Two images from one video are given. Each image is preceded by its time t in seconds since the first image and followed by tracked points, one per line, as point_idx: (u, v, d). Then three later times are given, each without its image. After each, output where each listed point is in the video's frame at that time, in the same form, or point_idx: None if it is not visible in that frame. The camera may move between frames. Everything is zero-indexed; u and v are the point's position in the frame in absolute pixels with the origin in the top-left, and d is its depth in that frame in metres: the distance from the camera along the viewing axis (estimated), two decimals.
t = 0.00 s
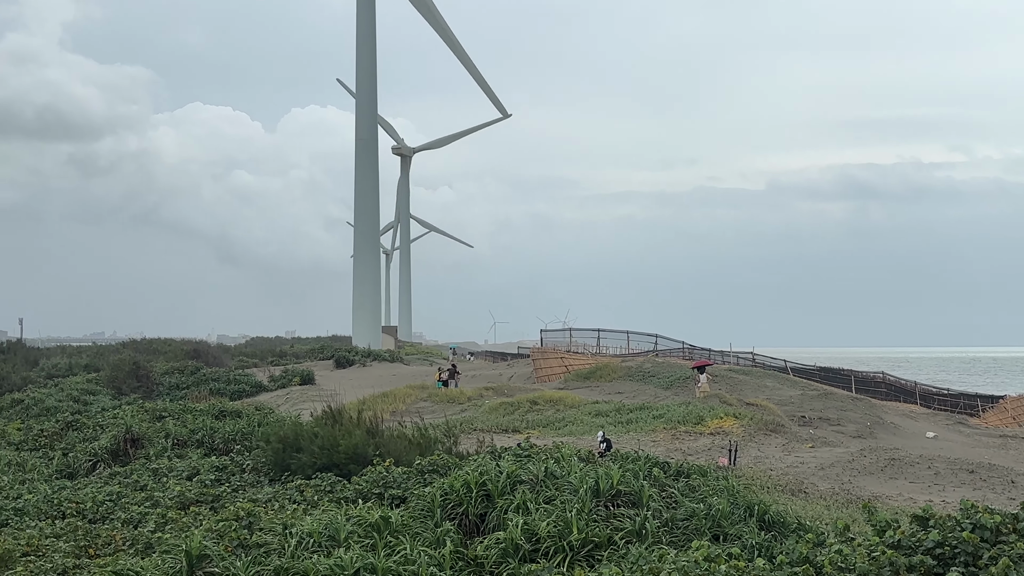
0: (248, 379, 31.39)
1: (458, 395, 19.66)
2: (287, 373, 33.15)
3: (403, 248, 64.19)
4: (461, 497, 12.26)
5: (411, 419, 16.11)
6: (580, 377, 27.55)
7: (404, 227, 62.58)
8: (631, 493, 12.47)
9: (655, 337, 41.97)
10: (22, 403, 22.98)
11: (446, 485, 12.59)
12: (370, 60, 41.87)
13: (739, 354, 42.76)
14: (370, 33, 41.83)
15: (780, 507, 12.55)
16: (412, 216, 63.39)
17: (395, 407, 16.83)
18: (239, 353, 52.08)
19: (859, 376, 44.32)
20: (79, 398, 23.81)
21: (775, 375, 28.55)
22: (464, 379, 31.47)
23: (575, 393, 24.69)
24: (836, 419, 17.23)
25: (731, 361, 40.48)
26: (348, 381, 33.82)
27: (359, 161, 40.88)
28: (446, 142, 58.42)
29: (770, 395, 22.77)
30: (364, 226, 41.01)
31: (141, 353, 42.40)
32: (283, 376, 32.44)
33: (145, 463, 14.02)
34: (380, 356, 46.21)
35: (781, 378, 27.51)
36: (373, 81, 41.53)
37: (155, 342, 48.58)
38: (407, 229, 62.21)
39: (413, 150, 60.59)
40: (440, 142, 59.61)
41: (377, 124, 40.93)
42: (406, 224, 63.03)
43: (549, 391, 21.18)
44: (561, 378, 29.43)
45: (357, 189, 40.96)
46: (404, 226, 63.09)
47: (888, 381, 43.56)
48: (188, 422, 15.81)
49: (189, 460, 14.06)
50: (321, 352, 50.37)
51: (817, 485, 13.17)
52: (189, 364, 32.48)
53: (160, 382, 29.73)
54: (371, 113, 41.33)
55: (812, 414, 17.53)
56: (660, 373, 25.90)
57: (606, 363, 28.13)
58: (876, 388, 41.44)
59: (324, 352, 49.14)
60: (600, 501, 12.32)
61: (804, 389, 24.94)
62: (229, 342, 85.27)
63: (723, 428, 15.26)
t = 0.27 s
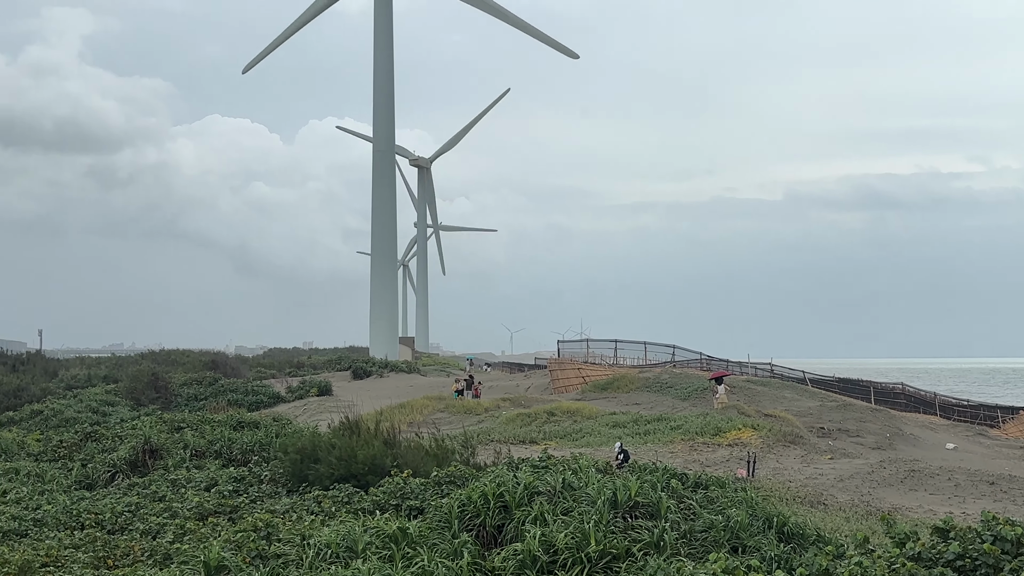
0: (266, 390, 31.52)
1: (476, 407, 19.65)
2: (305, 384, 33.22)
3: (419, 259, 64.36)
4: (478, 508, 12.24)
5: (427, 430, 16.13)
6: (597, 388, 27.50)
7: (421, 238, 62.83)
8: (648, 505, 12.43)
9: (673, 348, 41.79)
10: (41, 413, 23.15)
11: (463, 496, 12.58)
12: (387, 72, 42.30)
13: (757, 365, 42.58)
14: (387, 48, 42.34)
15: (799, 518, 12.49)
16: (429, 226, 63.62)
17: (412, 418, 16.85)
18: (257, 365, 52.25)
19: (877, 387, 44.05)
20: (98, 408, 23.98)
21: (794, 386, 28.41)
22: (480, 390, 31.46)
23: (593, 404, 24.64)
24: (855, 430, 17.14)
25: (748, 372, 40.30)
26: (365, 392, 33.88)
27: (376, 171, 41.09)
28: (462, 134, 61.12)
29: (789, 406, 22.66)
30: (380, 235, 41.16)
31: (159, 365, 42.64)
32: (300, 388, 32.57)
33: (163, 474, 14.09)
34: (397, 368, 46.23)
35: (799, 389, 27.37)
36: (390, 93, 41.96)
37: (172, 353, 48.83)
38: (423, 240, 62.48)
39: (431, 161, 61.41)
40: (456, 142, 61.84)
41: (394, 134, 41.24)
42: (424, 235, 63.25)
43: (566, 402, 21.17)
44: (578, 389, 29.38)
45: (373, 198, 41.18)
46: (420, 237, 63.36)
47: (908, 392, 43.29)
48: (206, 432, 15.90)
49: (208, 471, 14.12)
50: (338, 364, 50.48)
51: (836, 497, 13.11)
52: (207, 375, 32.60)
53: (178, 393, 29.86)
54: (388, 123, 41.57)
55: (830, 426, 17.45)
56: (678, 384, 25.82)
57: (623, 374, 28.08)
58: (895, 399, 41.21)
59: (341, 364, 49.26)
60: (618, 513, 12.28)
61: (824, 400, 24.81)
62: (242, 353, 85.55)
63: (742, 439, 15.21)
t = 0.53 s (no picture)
0: (283, 403, 31.60)
1: (492, 419, 19.65)
2: (321, 397, 33.47)
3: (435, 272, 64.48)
4: (495, 521, 12.19)
5: (444, 443, 16.16)
6: (614, 401, 27.46)
7: (439, 252, 63.11)
8: (666, 518, 12.37)
9: (690, 360, 41.65)
10: (60, 426, 23.28)
11: (479, 509, 12.56)
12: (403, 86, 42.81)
13: (775, 378, 42.43)
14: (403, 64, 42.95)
15: (817, 532, 12.42)
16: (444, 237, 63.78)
17: (426, 430, 16.86)
18: (274, 378, 52.33)
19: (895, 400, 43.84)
20: (116, 421, 24.11)
21: (811, 399, 28.29)
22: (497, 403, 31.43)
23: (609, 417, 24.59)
24: (873, 443, 17.07)
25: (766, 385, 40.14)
26: (381, 405, 33.92)
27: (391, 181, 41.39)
28: (471, 130, 65.70)
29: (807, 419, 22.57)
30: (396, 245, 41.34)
31: (177, 378, 42.78)
32: (317, 401, 32.66)
33: (181, 486, 14.13)
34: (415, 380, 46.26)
35: (817, 402, 27.25)
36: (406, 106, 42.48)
37: (189, 366, 49.00)
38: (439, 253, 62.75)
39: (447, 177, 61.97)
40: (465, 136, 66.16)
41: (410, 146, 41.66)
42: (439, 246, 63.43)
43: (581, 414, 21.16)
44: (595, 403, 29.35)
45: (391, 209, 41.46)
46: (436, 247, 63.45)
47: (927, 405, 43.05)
48: (223, 445, 15.97)
49: (225, 484, 14.17)
50: (354, 377, 50.53)
51: (854, 511, 13.05)
52: (224, 388, 32.69)
53: (195, 406, 29.95)
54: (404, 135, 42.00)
55: (848, 438, 17.39)
56: (695, 397, 25.74)
57: (640, 387, 28.05)
58: (914, 412, 41.01)
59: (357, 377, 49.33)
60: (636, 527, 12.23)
61: (842, 413, 24.69)
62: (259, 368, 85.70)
63: (759, 452, 15.18)
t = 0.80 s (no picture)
0: (304, 422, 31.66)
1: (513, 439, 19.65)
2: (341, 417, 33.45)
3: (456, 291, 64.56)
4: (514, 541, 12.10)
5: (463, 462, 16.17)
6: (634, 421, 27.40)
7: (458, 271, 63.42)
8: (687, 539, 12.27)
9: (710, 381, 41.57)
10: (82, 446, 23.39)
11: (499, 529, 12.50)
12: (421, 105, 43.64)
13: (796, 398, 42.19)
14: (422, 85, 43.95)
15: (840, 553, 12.29)
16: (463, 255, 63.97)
17: (447, 451, 16.89)
18: (295, 398, 52.39)
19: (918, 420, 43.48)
20: (138, 441, 24.23)
21: (833, 419, 28.14)
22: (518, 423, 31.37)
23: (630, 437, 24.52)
24: (896, 464, 16.98)
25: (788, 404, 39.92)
26: (401, 424, 33.93)
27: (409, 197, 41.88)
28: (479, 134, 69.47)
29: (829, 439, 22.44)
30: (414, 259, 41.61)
31: (198, 397, 42.93)
32: (337, 420, 32.75)
33: (201, 505, 14.19)
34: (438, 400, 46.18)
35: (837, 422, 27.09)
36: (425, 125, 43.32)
37: (210, 386, 49.17)
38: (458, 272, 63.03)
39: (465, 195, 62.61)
40: (474, 140, 70.24)
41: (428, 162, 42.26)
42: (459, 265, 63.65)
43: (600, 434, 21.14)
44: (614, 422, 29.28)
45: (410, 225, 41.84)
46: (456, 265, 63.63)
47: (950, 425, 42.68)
48: (244, 465, 16.05)
49: (245, 503, 14.22)
50: (374, 396, 50.57)
51: (876, 532, 12.95)
52: (245, 408, 32.76)
53: (216, 425, 30.05)
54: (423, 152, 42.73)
55: (869, 459, 17.31)
56: (715, 416, 25.65)
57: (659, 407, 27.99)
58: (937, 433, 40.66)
59: (377, 397, 49.35)
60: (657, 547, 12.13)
61: (865, 433, 24.54)
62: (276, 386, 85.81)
63: (780, 472, 15.13)
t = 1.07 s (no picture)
0: (320, 442, 31.71)
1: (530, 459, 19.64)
2: (357, 438, 33.55)
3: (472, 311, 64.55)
4: (529, 562, 11.92)
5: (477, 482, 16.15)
6: (650, 441, 27.35)
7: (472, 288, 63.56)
8: (705, 561, 12.07)
9: (726, 402, 41.53)
10: (99, 465, 23.47)
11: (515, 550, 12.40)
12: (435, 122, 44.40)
13: (813, 418, 41.96)
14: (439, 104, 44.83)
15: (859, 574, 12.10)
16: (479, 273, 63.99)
17: (463, 471, 16.91)
18: (311, 417, 52.44)
19: (937, 441, 43.12)
20: (155, 460, 24.31)
21: (850, 440, 27.98)
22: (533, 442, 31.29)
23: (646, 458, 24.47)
24: (914, 484, 16.89)
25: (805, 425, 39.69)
26: (417, 443, 33.97)
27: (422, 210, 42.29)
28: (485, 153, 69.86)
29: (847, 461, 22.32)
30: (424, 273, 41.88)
31: (215, 417, 43.02)
32: (354, 440, 32.83)
33: (218, 525, 14.20)
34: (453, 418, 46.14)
35: (855, 442, 26.95)
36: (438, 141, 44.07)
37: (226, 405, 49.29)
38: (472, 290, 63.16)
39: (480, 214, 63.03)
40: (479, 159, 71.12)
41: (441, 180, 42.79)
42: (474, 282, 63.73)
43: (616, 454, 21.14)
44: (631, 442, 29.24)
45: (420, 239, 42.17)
46: (472, 283, 63.70)
47: (968, 446, 42.33)
48: (260, 485, 16.08)
49: (262, 523, 14.22)
50: (389, 416, 50.55)
51: (895, 553, 12.84)
52: (261, 427, 32.80)
53: (232, 444, 30.16)
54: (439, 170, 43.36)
55: (887, 480, 17.22)
56: (732, 437, 25.56)
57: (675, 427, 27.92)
58: (956, 453, 40.34)
59: (393, 417, 49.31)
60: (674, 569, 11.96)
61: (883, 455, 24.39)
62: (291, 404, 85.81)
63: (797, 493, 15.07)
